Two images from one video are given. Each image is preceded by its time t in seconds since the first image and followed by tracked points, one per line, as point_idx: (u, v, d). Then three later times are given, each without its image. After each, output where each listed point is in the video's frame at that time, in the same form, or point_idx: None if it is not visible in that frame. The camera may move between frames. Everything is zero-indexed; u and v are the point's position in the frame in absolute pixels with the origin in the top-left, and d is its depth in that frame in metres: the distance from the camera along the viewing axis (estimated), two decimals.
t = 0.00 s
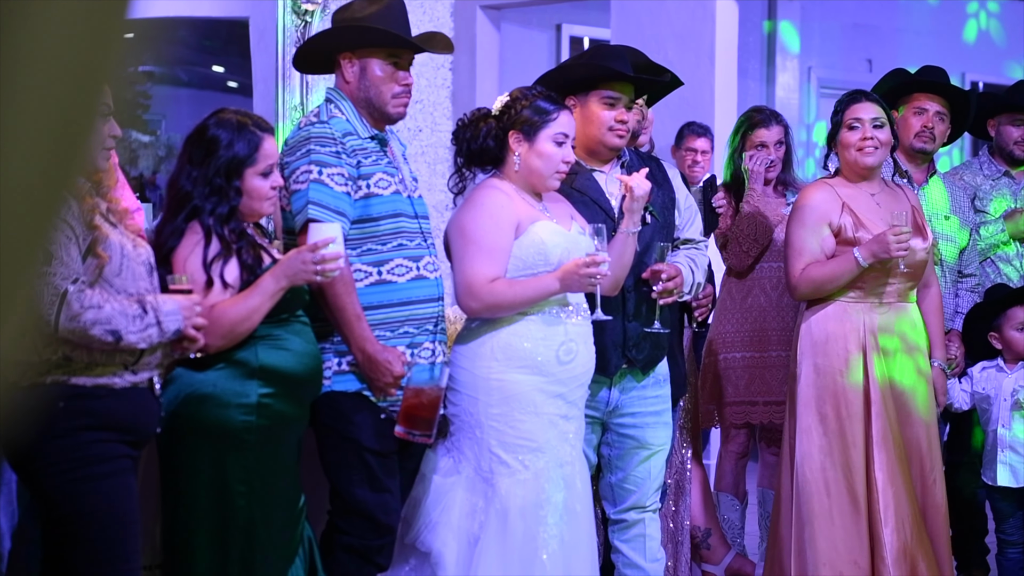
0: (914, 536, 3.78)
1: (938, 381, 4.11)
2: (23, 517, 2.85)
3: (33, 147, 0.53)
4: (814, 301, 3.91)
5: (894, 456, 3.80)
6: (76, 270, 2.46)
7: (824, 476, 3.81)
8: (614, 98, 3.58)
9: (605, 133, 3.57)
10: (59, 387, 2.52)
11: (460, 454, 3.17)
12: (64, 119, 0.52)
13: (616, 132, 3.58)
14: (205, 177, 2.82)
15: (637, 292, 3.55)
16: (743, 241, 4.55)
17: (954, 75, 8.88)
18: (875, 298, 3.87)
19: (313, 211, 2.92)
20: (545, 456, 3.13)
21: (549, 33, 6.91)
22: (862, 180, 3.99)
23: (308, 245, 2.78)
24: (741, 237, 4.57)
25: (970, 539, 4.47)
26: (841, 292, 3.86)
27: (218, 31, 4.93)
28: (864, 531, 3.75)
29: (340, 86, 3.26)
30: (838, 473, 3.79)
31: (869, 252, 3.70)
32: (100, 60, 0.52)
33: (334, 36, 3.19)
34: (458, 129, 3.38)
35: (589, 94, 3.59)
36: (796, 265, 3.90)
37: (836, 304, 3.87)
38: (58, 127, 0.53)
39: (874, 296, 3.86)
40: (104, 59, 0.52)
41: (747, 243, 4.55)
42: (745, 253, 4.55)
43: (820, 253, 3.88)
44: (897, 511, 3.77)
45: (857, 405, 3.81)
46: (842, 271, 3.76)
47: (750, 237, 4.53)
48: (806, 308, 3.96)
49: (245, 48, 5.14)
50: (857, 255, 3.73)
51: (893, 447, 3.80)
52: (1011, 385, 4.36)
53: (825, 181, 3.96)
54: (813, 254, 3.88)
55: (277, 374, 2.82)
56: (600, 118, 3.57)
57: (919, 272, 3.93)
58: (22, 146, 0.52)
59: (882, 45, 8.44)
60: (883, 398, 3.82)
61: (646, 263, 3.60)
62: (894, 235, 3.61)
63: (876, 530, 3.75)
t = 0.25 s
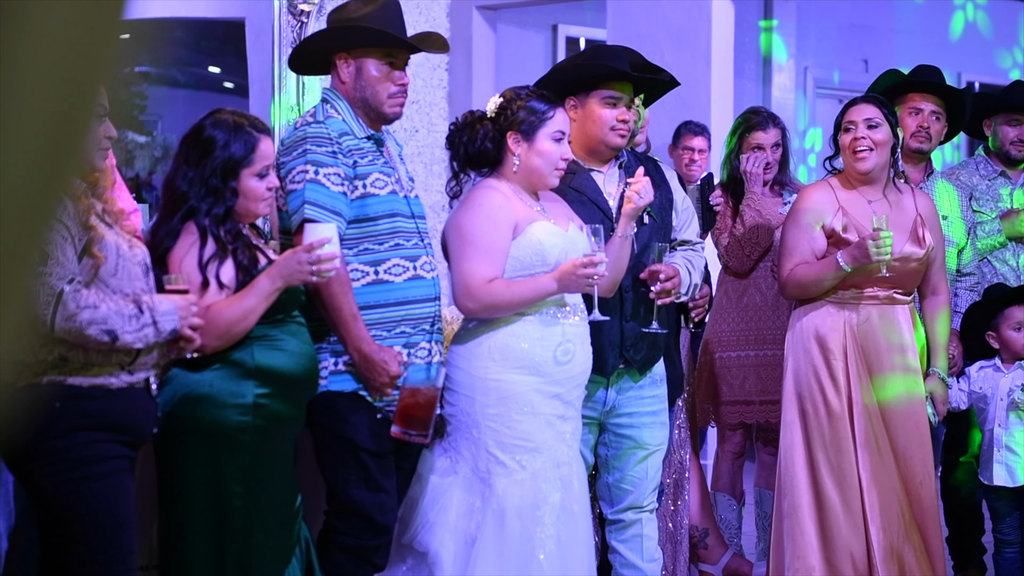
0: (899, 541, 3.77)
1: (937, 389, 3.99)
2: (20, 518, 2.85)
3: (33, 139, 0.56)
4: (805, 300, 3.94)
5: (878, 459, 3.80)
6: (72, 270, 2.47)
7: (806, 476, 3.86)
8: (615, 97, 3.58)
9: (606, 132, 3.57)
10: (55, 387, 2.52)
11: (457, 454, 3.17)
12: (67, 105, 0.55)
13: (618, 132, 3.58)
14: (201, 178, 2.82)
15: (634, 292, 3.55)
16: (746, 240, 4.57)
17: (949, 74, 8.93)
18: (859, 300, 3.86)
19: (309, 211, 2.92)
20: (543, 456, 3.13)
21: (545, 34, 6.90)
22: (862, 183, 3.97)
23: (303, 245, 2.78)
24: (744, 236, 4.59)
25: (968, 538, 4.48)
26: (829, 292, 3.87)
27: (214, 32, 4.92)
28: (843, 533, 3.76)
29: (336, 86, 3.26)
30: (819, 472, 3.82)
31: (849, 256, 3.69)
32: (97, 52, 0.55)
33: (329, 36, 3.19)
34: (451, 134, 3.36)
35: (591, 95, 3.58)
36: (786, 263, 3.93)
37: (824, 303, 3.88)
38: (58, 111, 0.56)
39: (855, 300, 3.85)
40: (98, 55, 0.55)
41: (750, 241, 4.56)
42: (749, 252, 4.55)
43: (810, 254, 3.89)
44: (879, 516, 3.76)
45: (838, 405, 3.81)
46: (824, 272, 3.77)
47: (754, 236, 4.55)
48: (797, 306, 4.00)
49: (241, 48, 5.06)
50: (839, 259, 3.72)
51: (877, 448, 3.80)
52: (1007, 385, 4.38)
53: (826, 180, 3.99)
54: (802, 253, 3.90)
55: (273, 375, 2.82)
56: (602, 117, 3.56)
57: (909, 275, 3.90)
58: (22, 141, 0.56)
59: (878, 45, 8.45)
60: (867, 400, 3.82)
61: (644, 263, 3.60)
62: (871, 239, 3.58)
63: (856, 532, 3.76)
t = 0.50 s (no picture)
0: (872, 549, 3.75)
1: (928, 399, 3.89)
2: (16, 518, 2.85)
3: (35, 147, 0.55)
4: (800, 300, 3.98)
5: (853, 465, 3.80)
6: (68, 270, 2.45)
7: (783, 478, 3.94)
8: (616, 97, 3.59)
9: (611, 133, 3.57)
10: (52, 387, 2.51)
11: (454, 455, 3.17)
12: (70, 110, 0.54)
13: (623, 132, 3.59)
14: (199, 178, 2.82)
15: (633, 292, 3.55)
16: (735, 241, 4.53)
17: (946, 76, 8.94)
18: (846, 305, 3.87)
19: (306, 212, 2.92)
20: (539, 457, 3.14)
21: (542, 35, 6.91)
22: (860, 189, 3.95)
23: (299, 246, 2.78)
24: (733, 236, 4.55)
25: (965, 539, 4.47)
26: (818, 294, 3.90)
27: (211, 33, 4.99)
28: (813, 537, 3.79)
29: (334, 87, 3.26)
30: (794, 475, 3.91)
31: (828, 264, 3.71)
32: (97, 57, 0.54)
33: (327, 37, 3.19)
34: (448, 139, 3.36)
35: (594, 95, 3.59)
36: (777, 265, 4.00)
37: (811, 306, 3.92)
38: (60, 118, 0.55)
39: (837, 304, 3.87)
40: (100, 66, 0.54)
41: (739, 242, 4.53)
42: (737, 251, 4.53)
43: (799, 258, 3.94)
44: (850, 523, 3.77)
45: (815, 406, 3.85)
46: (807, 278, 3.82)
47: (741, 237, 4.52)
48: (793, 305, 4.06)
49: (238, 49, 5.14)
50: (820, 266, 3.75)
51: (853, 455, 3.80)
52: (1004, 386, 4.38)
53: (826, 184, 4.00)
54: (791, 257, 3.95)
55: (270, 375, 2.82)
56: (604, 117, 3.57)
57: (899, 281, 3.87)
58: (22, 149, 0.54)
59: (875, 47, 8.45)
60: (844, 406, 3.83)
61: (642, 263, 3.60)
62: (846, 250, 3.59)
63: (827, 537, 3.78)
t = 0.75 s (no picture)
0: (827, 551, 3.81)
1: (910, 405, 3.84)
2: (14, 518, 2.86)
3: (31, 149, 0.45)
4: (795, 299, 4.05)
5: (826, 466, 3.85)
6: (67, 272, 2.44)
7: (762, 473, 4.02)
8: (613, 97, 3.60)
9: (608, 133, 3.57)
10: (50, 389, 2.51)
11: (451, 456, 3.17)
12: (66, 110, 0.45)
13: (620, 132, 3.59)
14: (197, 179, 2.83)
15: (632, 292, 3.55)
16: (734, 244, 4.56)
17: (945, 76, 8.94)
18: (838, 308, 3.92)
19: (304, 213, 2.92)
20: (536, 457, 3.13)
21: (539, 36, 6.91)
22: (854, 193, 3.98)
23: (298, 247, 2.79)
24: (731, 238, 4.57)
25: (963, 539, 4.47)
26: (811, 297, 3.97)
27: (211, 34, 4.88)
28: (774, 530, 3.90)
29: (333, 87, 3.26)
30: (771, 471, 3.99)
31: (815, 269, 3.78)
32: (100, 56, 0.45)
33: (325, 38, 3.19)
34: (451, 150, 3.37)
35: (590, 96, 3.59)
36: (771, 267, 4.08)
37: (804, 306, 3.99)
38: (58, 125, 0.46)
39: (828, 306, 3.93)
40: (104, 68, 0.45)
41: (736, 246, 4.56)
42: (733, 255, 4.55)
43: (791, 261, 4.01)
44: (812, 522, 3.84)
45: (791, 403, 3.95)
46: (797, 282, 3.89)
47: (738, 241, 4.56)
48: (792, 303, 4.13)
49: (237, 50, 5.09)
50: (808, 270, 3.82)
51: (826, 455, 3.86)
52: (1003, 386, 4.38)
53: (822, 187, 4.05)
54: (783, 260, 4.03)
55: (268, 376, 2.82)
56: (601, 117, 3.57)
57: (887, 288, 3.89)
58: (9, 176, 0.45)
59: (874, 47, 8.46)
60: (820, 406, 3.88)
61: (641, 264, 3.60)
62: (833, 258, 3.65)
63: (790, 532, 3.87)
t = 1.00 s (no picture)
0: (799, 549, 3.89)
1: (893, 408, 3.85)
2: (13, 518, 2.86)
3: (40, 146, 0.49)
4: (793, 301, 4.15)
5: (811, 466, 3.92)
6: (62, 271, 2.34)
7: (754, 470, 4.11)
8: (608, 98, 3.61)
9: (602, 132, 3.57)
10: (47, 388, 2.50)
11: (448, 455, 3.17)
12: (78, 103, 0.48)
13: (613, 132, 3.58)
14: (197, 180, 2.83)
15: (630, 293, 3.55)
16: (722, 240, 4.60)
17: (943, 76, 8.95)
18: (828, 310, 4.00)
19: (302, 213, 2.93)
20: (533, 456, 3.14)
21: (538, 36, 6.90)
22: (846, 197, 4.03)
23: (297, 247, 2.79)
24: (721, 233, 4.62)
25: (962, 539, 4.47)
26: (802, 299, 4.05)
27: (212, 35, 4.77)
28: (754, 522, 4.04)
29: (332, 87, 3.26)
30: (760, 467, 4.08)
31: (800, 271, 3.86)
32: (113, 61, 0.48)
33: (324, 38, 3.19)
34: (451, 153, 3.35)
35: (585, 96, 3.60)
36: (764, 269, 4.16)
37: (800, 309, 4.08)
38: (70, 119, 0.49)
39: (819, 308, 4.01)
40: (111, 77, 0.48)
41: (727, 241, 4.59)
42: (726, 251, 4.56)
43: (782, 263, 4.09)
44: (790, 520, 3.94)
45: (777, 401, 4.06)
46: (784, 284, 3.97)
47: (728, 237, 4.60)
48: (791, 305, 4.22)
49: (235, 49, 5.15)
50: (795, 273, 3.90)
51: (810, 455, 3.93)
52: (1002, 386, 4.38)
53: (815, 191, 4.11)
54: (775, 261, 4.11)
55: (267, 376, 2.82)
56: (597, 117, 3.57)
57: (874, 292, 3.92)
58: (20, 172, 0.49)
59: (872, 47, 8.46)
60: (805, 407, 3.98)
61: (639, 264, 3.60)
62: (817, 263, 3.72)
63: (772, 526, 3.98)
